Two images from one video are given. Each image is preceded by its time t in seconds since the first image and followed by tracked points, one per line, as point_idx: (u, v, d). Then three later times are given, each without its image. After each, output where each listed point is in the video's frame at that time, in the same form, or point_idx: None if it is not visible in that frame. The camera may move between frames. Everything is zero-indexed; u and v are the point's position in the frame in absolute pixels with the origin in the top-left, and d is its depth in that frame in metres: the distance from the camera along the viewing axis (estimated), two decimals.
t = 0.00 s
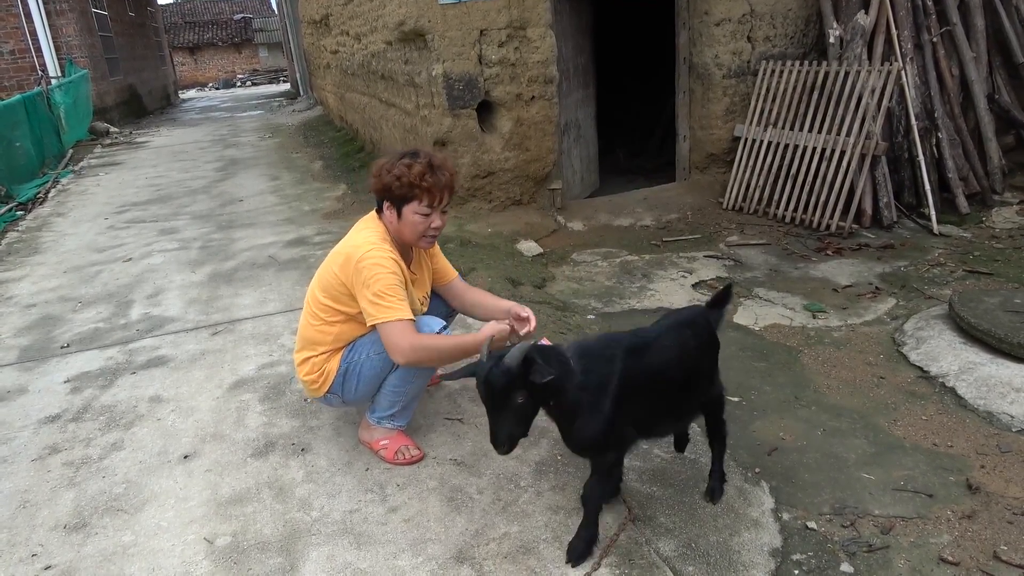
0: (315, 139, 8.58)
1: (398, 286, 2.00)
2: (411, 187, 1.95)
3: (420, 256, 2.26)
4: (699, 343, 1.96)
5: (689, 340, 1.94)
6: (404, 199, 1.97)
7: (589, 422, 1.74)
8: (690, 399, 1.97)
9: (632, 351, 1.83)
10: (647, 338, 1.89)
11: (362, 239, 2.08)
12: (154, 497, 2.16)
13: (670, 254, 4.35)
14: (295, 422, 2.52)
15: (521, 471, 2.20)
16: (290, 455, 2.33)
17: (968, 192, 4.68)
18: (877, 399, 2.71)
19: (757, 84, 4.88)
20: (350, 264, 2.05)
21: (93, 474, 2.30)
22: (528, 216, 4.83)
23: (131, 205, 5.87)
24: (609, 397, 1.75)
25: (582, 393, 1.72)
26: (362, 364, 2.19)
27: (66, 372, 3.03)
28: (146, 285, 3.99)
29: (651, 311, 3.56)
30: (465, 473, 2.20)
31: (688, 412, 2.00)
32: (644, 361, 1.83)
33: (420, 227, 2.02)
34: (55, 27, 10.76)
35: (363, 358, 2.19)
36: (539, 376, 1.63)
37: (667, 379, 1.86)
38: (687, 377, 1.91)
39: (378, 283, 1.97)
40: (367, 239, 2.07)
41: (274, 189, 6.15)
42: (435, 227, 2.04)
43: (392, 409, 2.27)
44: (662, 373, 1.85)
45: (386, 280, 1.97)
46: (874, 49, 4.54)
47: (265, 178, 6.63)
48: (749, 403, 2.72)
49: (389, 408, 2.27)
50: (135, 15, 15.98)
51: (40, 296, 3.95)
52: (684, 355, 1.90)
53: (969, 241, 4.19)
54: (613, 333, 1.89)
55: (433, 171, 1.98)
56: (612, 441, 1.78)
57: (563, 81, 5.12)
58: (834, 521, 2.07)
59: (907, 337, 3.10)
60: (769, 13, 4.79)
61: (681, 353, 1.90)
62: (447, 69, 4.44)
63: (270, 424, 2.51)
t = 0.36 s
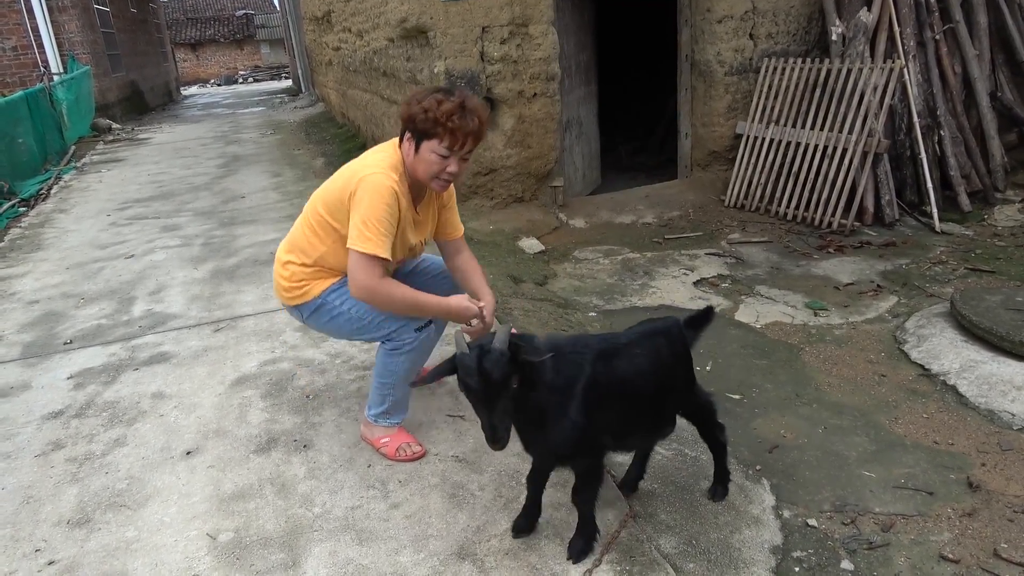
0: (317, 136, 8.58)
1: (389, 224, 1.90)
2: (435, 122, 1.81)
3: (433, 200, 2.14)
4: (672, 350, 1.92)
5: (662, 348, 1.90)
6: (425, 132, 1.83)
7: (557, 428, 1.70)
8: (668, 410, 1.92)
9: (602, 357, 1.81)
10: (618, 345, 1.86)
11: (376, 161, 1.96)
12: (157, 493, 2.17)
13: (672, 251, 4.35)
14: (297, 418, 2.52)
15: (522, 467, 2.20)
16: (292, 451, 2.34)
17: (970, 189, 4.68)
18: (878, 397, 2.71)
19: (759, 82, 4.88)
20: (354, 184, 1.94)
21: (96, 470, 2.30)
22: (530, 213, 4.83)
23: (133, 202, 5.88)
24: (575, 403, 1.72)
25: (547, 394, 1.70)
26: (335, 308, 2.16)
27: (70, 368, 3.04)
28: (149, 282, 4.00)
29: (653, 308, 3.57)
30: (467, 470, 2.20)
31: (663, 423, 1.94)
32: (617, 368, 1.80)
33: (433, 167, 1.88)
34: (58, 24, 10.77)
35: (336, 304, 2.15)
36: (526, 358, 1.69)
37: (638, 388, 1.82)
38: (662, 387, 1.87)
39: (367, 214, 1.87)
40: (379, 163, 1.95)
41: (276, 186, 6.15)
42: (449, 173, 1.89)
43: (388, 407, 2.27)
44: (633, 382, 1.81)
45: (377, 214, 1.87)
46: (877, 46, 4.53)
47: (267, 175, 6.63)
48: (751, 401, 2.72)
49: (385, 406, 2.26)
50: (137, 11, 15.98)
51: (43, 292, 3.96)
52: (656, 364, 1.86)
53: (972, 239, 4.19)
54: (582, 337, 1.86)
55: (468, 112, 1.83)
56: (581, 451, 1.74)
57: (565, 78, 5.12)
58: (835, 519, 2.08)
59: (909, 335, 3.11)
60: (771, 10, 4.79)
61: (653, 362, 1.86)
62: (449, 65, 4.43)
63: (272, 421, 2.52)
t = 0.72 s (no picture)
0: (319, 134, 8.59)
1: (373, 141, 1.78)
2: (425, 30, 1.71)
3: (436, 134, 2.01)
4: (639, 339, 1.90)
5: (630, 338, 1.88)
6: (412, 41, 1.73)
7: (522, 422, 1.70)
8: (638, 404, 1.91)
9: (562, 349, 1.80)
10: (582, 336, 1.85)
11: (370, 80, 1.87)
12: (161, 490, 2.18)
13: (674, 251, 4.36)
14: (300, 416, 2.54)
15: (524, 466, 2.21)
16: (295, 448, 2.35)
17: (972, 190, 4.69)
18: (878, 397, 2.72)
19: (762, 82, 4.89)
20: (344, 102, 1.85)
21: (100, 466, 2.32)
22: (532, 212, 4.83)
23: (136, 199, 5.89)
24: (538, 397, 1.71)
25: (504, 388, 1.68)
26: (325, 269, 2.08)
27: (73, 365, 3.05)
28: (152, 279, 4.01)
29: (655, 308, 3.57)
30: (468, 468, 2.21)
31: (631, 419, 1.93)
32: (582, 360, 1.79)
33: (422, 80, 1.75)
34: (61, 20, 10.79)
35: (325, 265, 2.07)
36: (451, 347, 1.64)
37: (604, 378, 1.81)
38: (629, 380, 1.85)
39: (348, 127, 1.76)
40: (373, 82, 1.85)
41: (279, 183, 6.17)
42: (438, 88, 1.75)
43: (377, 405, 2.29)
44: (598, 371, 1.80)
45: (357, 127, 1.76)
46: (880, 47, 4.53)
47: (269, 172, 6.64)
48: (752, 401, 2.73)
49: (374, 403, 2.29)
50: (140, 8, 15.99)
51: (46, 288, 3.97)
52: (621, 356, 1.85)
53: (974, 240, 4.20)
54: (545, 331, 1.85)
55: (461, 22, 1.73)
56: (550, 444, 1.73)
57: (567, 78, 5.13)
58: (834, 518, 2.09)
59: (910, 336, 3.11)
60: (774, 10, 4.79)
61: (618, 354, 1.85)
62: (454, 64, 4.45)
63: (275, 418, 2.53)
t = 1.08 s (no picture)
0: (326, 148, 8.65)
1: (373, 117, 1.77)
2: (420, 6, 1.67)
3: (445, 109, 2.00)
4: (598, 368, 1.81)
5: (585, 366, 1.80)
6: (417, 15, 1.69)
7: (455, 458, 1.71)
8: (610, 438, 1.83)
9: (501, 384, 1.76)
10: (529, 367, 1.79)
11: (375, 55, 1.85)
12: (168, 503, 2.19)
13: (679, 264, 4.37)
14: (306, 430, 2.55)
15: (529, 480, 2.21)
16: (301, 462, 2.36)
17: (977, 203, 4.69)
18: (884, 411, 2.72)
19: (766, 95, 4.91)
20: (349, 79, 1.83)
21: (107, 480, 2.33)
22: (537, 225, 4.85)
23: (144, 213, 5.94)
24: (468, 440, 1.69)
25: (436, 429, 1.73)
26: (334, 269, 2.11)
27: (81, 378, 3.07)
28: (160, 293, 4.03)
29: (660, 321, 3.58)
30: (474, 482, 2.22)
31: (600, 448, 1.83)
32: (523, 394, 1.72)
33: (427, 56, 1.72)
34: (71, 36, 10.91)
35: (334, 265, 2.10)
36: (379, 377, 1.68)
37: (552, 414, 1.71)
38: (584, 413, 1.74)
39: (349, 106, 1.76)
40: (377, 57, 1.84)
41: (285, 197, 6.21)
42: (445, 64, 1.73)
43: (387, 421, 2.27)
44: (544, 407, 1.71)
45: (356, 103, 1.75)
46: (883, 60, 4.54)
47: (276, 186, 6.69)
48: (757, 414, 2.73)
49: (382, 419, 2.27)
50: (149, 24, 16.16)
51: (55, 302, 4.00)
52: (569, 390, 1.74)
53: (979, 253, 4.19)
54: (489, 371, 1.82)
55: None
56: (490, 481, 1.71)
57: (572, 92, 5.16)
58: (841, 533, 2.09)
59: (916, 349, 3.11)
60: (777, 24, 4.82)
61: (568, 387, 1.74)
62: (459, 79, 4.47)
63: (282, 431, 2.54)
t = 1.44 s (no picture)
0: (331, 164, 8.71)
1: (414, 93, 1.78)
2: (493, 16, 1.70)
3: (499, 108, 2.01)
4: (461, 425, 1.59)
5: (438, 417, 1.60)
6: (489, 25, 1.71)
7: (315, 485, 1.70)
8: (468, 497, 1.59)
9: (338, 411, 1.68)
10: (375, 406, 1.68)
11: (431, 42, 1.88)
12: (174, 517, 2.20)
13: (683, 278, 4.37)
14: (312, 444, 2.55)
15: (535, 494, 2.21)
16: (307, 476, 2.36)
17: (982, 216, 4.68)
18: (891, 424, 2.71)
19: (769, 110, 4.94)
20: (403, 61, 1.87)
21: (114, 494, 2.34)
22: (542, 239, 4.86)
23: (152, 229, 5.98)
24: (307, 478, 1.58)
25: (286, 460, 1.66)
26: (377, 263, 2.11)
27: (89, 393, 3.08)
28: (167, 308, 4.06)
29: (666, 335, 3.58)
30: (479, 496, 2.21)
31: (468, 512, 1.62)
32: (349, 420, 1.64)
33: (490, 62, 1.76)
34: (81, 54, 11.05)
35: (377, 260, 2.11)
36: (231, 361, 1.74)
37: (395, 467, 1.55)
38: (435, 472, 1.55)
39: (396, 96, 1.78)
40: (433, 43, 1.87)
41: (291, 212, 6.25)
42: (508, 71, 1.79)
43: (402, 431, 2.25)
44: (385, 459, 1.55)
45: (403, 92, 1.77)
46: (886, 74, 4.57)
47: (282, 202, 6.73)
48: (763, 428, 2.72)
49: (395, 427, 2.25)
50: (157, 41, 16.33)
51: (63, 318, 4.03)
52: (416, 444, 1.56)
53: (984, 266, 4.19)
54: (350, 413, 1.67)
55: None
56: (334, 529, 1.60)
57: (576, 107, 5.19)
58: (848, 547, 2.08)
59: (922, 362, 3.10)
60: (780, 39, 4.86)
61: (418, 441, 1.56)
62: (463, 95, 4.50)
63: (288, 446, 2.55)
